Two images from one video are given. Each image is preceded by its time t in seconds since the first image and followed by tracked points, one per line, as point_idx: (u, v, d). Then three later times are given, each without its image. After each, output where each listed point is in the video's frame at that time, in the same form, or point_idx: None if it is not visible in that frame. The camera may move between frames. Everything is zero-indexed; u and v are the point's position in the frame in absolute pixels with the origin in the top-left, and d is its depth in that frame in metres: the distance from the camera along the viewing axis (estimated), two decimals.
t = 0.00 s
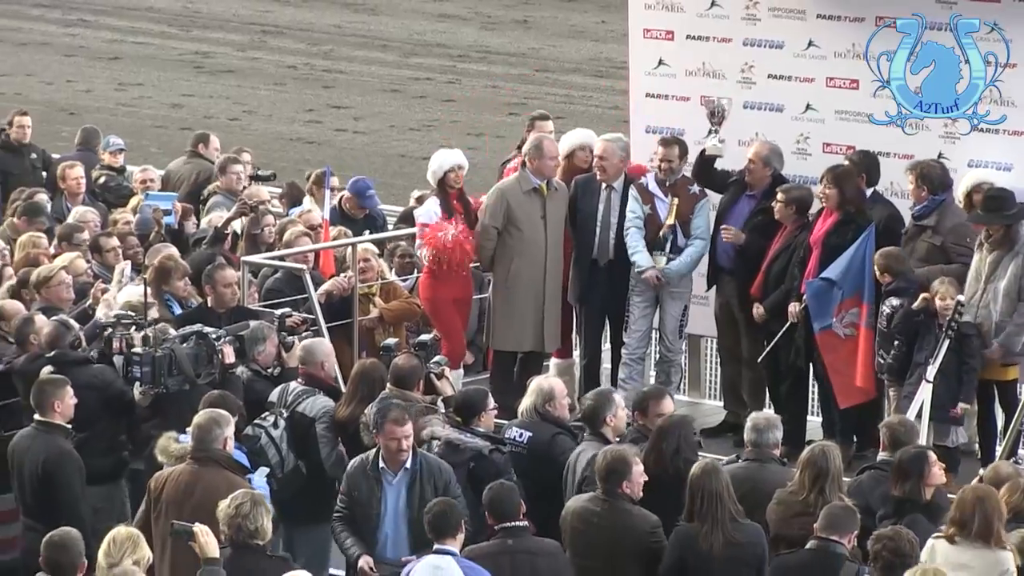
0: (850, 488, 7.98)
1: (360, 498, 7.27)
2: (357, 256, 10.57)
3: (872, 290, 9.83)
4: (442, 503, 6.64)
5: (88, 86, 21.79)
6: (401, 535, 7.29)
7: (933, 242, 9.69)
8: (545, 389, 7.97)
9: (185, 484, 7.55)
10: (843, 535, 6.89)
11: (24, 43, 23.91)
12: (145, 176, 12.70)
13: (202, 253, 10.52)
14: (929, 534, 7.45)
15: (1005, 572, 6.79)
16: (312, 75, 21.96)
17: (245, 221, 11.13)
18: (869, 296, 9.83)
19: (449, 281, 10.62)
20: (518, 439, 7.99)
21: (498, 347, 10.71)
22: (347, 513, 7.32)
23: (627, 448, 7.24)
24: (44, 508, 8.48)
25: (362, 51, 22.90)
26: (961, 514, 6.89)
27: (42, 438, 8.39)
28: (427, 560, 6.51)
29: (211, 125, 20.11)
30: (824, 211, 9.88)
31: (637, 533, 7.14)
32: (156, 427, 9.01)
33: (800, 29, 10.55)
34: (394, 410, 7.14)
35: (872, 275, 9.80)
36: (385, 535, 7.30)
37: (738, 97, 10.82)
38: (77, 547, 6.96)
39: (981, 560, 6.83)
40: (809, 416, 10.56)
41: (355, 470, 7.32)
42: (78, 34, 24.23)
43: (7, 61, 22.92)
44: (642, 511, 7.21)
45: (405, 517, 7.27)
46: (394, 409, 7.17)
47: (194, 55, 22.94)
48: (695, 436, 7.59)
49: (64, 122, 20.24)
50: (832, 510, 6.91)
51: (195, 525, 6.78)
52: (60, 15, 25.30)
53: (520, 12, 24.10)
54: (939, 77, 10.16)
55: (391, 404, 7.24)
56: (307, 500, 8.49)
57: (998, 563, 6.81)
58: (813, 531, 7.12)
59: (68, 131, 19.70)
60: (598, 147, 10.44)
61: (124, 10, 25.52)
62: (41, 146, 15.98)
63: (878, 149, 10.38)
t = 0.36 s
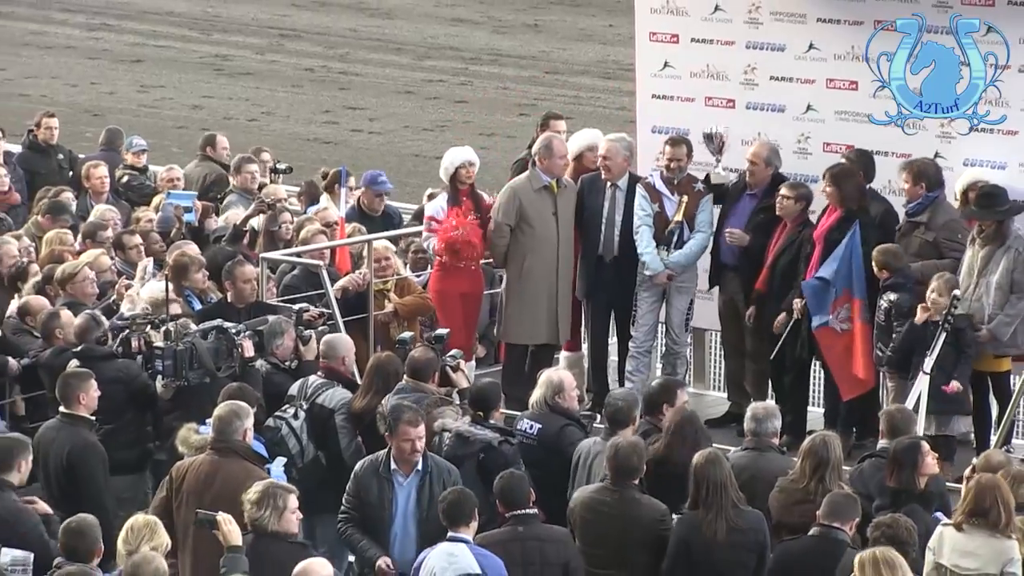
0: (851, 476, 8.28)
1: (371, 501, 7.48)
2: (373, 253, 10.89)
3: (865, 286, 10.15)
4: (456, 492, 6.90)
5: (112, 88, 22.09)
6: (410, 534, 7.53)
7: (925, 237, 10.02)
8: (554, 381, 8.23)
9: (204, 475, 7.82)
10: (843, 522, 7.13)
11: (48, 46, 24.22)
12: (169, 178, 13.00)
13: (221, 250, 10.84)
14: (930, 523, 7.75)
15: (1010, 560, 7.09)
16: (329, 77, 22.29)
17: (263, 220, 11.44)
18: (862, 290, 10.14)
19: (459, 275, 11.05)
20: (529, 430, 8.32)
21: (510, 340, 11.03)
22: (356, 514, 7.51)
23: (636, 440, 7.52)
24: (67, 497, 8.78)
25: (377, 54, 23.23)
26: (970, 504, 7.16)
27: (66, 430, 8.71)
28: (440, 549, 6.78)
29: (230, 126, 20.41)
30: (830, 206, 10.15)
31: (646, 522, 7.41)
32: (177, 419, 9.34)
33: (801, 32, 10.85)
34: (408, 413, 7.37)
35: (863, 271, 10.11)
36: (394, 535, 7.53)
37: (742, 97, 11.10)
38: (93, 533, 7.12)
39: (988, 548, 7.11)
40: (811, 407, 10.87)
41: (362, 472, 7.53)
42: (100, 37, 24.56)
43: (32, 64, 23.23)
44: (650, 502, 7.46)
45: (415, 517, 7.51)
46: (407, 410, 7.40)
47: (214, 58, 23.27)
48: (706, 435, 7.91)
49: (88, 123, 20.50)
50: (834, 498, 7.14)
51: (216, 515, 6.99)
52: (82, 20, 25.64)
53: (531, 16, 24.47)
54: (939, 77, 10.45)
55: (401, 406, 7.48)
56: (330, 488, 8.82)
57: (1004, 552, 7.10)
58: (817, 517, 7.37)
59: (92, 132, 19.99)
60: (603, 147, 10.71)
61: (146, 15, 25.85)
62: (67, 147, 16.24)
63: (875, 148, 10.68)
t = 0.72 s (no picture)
0: (847, 467, 8.50)
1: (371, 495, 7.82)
2: (383, 250, 11.23)
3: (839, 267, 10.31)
4: (464, 482, 7.21)
5: (130, 91, 22.41)
6: (409, 527, 7.85)
7: (920, 236, 10.35)
8: (557, 375, 8.55)
9: (217, 468, 8.14)
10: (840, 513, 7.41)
11: (67, 50, 24.54)
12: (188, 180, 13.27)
13: (234, 248, 11.29)
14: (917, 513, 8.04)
15: (988, 549, 7.42)
16: (340, 80, 22.61)
17: (276, 218, 11.82)
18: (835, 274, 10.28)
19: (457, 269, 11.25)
20: (532, 424, 8.63)
21: (516, 334, 11.35)
22: (356, 507, 7.85)
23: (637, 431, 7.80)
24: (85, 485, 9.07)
25: (386, 58, 23.56)
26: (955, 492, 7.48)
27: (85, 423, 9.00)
28: (449, 538, 7.12)
29: (244, 128, 20.75)
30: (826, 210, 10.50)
31: (646, 511, 7.72)
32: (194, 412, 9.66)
33: (797, 37, 11.14)
34: (407, 407, 7.72)
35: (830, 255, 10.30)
36: (394, 528, 7.86)
37: (740, 100, 11.41)
38: (101, 518, 7.29)
39: (968, 537, 7.45)
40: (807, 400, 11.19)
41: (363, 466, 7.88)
42: (118, 42, 24.89)
43: (52, 68, 23.57)
44: (653, 490, 7.79)
45: (413, 511, 7.83)
46: (407, 405, 7.74)
47: (228, 62, 23.61)
48: (707, 431, 8.20)
49: (106, 125, 20.82)
50: (829, 489, 7.42)
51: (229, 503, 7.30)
52: (99, 25, 25.98)
53: (534, 21, 24.82)
54: (939, 77, 10.74)
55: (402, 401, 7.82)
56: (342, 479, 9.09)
57: (982, 541, 7.44)
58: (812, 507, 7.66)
59: (111, 133, 20.31)
60: (603, 152, 11.01)
61: (161, 19, 26.18)
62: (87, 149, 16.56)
63: (869, 149, 11.02)
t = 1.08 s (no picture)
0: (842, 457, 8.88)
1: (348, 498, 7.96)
2: (393, 246, 11.59)
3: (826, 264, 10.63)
4: (474, 473, 7.51)
5: (148, 92, 22.75)
6: (387, 529, 7.99)
7: (918, 234, 10.64)
8: (560, 368, 8.88)
9: (232, 456, 8.46)
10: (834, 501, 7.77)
11: (86, 53, 24.88)
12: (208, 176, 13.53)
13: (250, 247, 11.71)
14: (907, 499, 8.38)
15: (970, 536, 7.77)
16: (351, 82, 22.94)
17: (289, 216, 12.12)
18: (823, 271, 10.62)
19: (464, 266, 11.52)
20: (535, 415, 8.99)
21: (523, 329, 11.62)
22: (336, 510, 8.00)
23: (639, 423, 8.09)
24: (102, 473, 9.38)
25: (396, 61, 23.88)
26: (943, 482, 7.82)
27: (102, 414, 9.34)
28: (459, 526, 7.45)
29: (258, 129, 21.08)
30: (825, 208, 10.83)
31: (646, 501, 8.00)
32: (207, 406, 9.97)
33: (794, 40, 11.46)
34: (380, 418, 7.83)
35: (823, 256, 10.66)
36: (372, 530, 8.00)
37: (739, 102, 11.74)
38: (115, 505, 7.54)
39: (952, 524, 7.80)
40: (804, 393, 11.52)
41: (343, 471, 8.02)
42: (136, 45, 25.22)
43: (72, 70, 23.92)
44: (655, 480, 8.08)
45: (390, 512, 7.97)
46: (381, 413, 7.87)
47: (243, 65, 23.94)
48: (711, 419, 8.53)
49: (124, 126, 21.16)
50: (824, 478, 7.76)
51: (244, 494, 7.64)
52: (116, 29, 26.32)
53: (540, 25, 25.16)
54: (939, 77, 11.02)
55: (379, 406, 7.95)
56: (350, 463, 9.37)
57: (964, 528, 7.78)
58: (808, 497, 7.99)
59: (129, 134, 20.64)
60: (604, 151, 11.33)
61: (179, 23, 26.48)
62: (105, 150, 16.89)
63: (865, 149, 11.33)
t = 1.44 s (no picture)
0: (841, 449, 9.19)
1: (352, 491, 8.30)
2: (406, 243, 11.92)
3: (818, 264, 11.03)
4: (485, 463, 7.81)
5: (169, 93, 23.08)
6: (393, 522, 8.33)
7: (920, 234, 10.95)
8: (568, 362, 9.24)
9: (250, 448, 8.77)
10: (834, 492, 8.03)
11: (109, 55, 25.21)
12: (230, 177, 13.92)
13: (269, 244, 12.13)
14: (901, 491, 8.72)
15: (960, 525, 8.10)
16: (366, 84, 23.27)
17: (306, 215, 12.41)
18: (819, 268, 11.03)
19: (477, 260, 11.83)
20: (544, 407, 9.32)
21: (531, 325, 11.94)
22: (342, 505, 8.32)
23: (645, 415, 8.37)
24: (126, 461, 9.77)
25: (409, 63, 24.20)
26: (934, 473, 8.15)
27: (125, 405, 9.71)
28: (472, 516, 7.78)
29: (276, 129, 21.40)
30: (830, 204, 11.15)
31: (651, 492, 8.32)
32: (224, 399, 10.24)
33: (796, 44, 11.79)
34: (386, 421, 8.09)
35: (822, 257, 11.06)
36: (379, 524, 8.33)
37: (742, 103, 12.05)
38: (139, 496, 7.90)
39: (942, 514, 8.13)
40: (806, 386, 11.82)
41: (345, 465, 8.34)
42: (157, 48, 25.54)
43: (95, 72, 24.26)
44: (661, 471, 8.40)
45: (395, 506, 8.30)
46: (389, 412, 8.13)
47: (261, 67, 24.27)
48: (708, 414, 8.84)
49: (146, 126, 21.49)
50: (824, 470, 8.00)
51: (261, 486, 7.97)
52: (134, 31, 26.64)
53: (549, 29, 25.47)
54: (939, 78, 11.32)
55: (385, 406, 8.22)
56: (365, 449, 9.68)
57: (954, 518, 8.12)
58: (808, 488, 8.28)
59: (150, 134, 20.98)
60: (611, 152, 11.63)
61: (198, 27, 26.76)
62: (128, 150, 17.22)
63: (864, 150, 11.63)
